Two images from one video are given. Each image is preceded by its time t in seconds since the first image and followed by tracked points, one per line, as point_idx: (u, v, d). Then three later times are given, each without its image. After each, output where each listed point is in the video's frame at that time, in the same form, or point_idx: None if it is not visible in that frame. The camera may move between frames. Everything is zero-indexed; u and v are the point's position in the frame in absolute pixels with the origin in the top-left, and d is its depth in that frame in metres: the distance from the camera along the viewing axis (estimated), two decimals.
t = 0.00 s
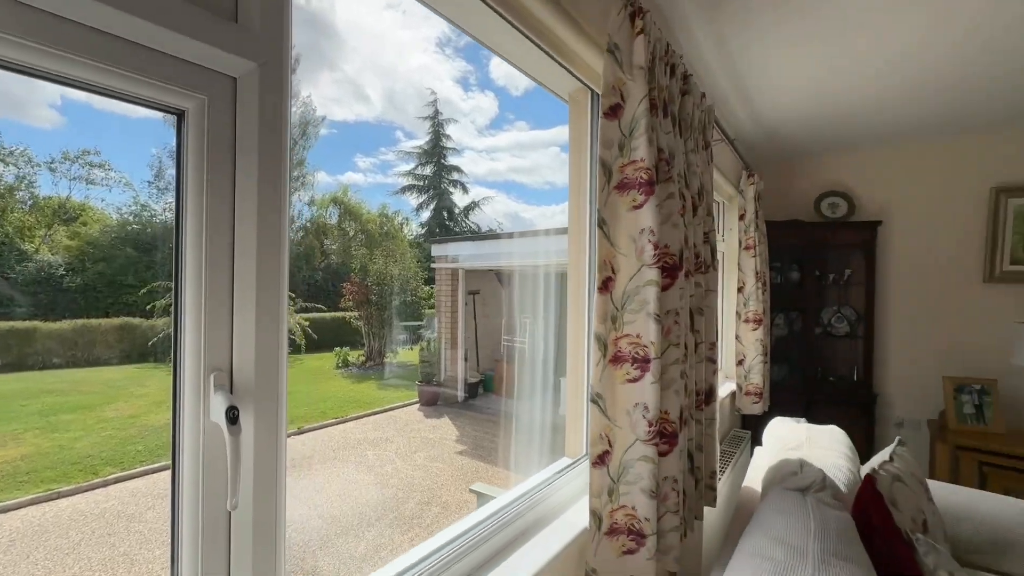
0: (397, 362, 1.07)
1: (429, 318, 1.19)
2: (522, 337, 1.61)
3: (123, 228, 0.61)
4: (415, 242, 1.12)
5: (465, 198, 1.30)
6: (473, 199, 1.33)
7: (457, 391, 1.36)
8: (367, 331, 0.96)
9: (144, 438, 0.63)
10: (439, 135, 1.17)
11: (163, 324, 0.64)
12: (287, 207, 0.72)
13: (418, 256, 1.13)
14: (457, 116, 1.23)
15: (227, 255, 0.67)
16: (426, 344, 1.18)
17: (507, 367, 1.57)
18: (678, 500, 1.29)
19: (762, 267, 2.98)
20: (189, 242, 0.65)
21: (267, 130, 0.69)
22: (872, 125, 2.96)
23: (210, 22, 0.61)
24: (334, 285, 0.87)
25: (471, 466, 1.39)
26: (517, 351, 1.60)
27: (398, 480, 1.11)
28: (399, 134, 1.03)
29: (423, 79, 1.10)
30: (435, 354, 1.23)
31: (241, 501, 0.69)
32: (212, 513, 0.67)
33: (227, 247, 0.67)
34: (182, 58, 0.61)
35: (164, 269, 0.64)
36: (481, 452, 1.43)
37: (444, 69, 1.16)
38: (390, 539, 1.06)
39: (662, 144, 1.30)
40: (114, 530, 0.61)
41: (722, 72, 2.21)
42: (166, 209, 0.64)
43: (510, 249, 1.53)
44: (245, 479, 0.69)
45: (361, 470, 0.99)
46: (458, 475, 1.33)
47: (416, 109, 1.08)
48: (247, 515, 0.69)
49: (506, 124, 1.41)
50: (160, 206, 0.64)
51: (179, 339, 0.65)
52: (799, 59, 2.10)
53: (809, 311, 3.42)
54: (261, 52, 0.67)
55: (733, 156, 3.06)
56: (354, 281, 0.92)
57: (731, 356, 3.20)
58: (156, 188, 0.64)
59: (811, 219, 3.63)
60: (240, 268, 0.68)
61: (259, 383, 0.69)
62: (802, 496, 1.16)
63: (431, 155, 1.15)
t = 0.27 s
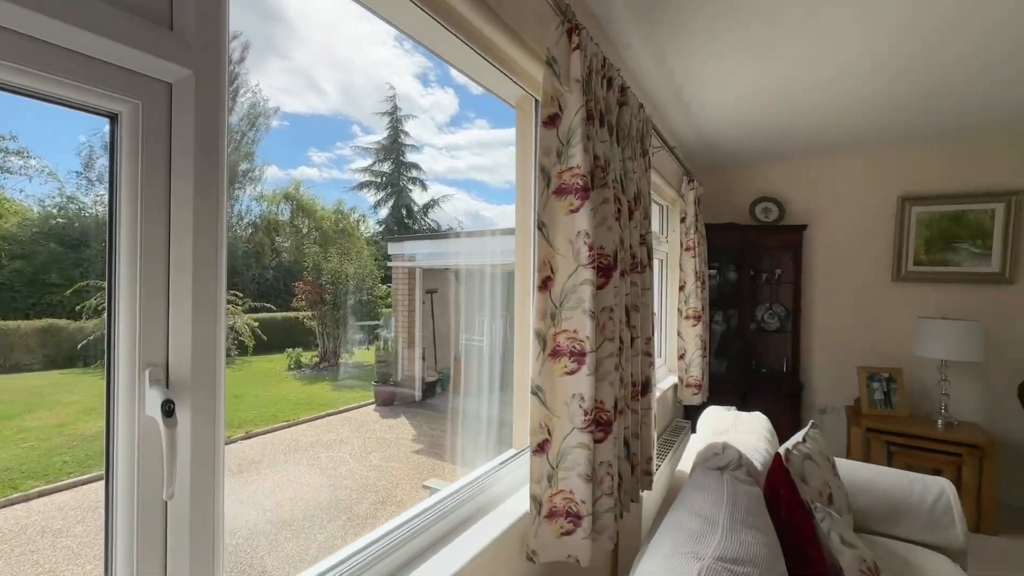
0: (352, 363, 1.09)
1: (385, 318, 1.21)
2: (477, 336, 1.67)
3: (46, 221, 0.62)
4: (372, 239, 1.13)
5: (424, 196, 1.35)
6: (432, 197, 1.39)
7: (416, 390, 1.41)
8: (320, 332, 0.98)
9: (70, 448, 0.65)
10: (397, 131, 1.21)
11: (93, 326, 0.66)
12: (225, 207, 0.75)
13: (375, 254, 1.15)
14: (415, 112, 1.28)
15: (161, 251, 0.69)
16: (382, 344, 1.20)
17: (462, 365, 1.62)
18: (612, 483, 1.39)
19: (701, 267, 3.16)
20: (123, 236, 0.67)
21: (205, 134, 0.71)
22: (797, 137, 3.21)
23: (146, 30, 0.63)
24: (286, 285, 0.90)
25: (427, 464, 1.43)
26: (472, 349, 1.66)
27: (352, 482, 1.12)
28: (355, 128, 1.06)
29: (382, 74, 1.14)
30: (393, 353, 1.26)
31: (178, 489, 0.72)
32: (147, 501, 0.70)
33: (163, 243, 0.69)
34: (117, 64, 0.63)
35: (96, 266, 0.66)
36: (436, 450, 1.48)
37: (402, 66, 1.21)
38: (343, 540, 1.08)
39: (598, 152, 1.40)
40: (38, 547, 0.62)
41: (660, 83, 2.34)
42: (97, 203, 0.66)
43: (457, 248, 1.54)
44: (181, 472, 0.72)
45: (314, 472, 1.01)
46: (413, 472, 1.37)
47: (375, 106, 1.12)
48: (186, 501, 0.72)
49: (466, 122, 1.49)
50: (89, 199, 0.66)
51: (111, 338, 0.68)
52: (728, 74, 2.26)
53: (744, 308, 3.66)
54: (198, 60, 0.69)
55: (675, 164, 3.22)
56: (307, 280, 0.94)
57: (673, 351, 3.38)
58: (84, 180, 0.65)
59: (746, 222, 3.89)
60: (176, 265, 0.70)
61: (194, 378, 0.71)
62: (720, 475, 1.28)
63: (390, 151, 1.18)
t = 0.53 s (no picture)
0: (301, 364, 1.08)
1: (338, 318, 1.19)
2: (434, 335, 1.66)
3: None
4: (323, 236, 1.13)
5: (379, 192, 1.34)
6: (387, 194, 1.38)
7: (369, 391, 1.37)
8: (266, 333, 0.98)
9: None
10: (351, 126, 1.21)
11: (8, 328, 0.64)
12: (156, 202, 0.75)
13: (327, 251, 1.14)
14: (370, 107, 1.28)
15: (86, 246, 0.69)
16: (334, 344, 1.19)
17: (418, 365, 1.59)
18: (555, 471, 1.46)
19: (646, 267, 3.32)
20: (45, 232, 0.66)
21: (134, 129, 0.71)
22: (731, 146, 3.43)
23: (68, 23, 0.63)
24: (230, 284, 0.90)
25: (380, 463, 1.40)
26: (428, 347, 1.64)
27: (300, 486, 1.11)
28: (304, 121, 1.06)
29: (334, 66, 1.15)
30: (344, 353, 1.23)
31: (106, 487, 0.71)
32: (72, 498, 0.69)
33: (89, 238, 0.69)
34: (37, 56, 0.63)
35: (15, 263, 0.64)
36: (390, 448, 1.45)
37: (355, 59, 1.22)
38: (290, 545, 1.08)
39: (541, 156, 1.47)
40: None
41: (605, 90, 2.44)
42: (13, 196, 0.64)
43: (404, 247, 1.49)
44: (110, 465, 0.71)
45: (261, 477, 1.01)
46: (366, 473, 1.33)
47: (327, 99, 1.13)
48: (115, 495, 0.72)
49: (423, 117, 1.51)
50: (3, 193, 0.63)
51: (32, 338, 0.66)
52: (667, 85, 2.40)
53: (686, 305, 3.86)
54: (124, 53, 0.69)
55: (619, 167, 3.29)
56: (252, 278, 0.94)
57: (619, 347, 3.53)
58: None
59: (688, 224, 4.10)
60: (104, 260, 0.70)
61: (124, 372, 0.71)
62: (653, 459, 1.37)
63: (342, 145, 1.18)
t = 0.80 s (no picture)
0: (236, 367, 1.05)
1: (277, 318, 1.17)
2: (383, 335, 1.64)
3: None
4: (261, 233, 1.11)
5: (324, 187, 1.32)
6: (333, 188, 1.36)
7: (312, 391, 1.34)
8: (196, 336, 0.95)
9: None
10: (293, 116, 1.19)
11: None
12: (65, 189, 0.71)
13: (266, 247, 1.12)
14: (314, 97, 1.26)
15: None
16: (273, 344, 1.16)
17: (363, 367, 1.55)
18: (498, 464, 1.50)
19: (589, 265, 3.43)
20: None
21: (40, 112, 0.67)
22: (668, 152, 3.62)
23: None
24: (152, 282, 0.86)
25: (322, 469, 1.37)
26: (378, 349, 1.62)
27: (237, 495, 1.08)
28: (240, 109, 1.04)
29: (273, 54, 1.13)
30: (287, 353, 1.22)
31: (7, 497, 0.66)
32: None
33: None
34: None
35: None
36: (333, 452, 1.42)
37: (297, 49, 1.20)
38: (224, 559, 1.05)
39: (484, 157, 1.50)
40: None
41: (549, 92, 2.50)
42: None
43: (344, 245, 1.44)
44: (13, 477, 0.66)
45: (192, 488, 0.97)
46: (307, 478, 1.31)
47: (265, 89, 1.11)
48: (18, 503, 0.67)
49: (369, 111, 1.50)
50: None
51: None
52: (607, 91, 2.50)
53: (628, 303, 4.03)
54: (30, 34, 0.65)
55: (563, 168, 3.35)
56: (179, 275, 0.91)
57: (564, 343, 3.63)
58: None
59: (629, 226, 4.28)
60: (5, 251, 0.65)
61: (28, 372, 0.67)
62: (590, 448, 1.44)
63: (283, 136, 1.16)
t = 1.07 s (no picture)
0: (154, 374, 0.96)
1: (202, 319, 1.10)
2: (324, 336, 1.60)
3: None
4: (184, 227, 1.03)
5: (257, 179, 1.26)
6: (267, 181, 1.30)
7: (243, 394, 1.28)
8: (106, 339, 0.86)
9: None
10: (221, 102, 1.11)
11: None
12: None
13: (188, 243, 1.05)
14: (244, 84, 1.20)
15: None
16: (197, 347, 1.09)
17: (301, 369, 1.50)
18: (442, 463, 1.51)
19: (534, 265, 3.49)
20: None
21: None
22: (609, 156, 3.77)
23: None
24: (53, 280, 0.76)
25: (254, 479, 1.30)
26: (318, 351, 1.57)
27: (157, 511, 1.01)
28: (159, 91, 0.96)
29: (199, 34, 1.05)
30: (214, 358, 1.14)
31: None
32: None
33: None
34: None
35: None
36: (267, 461, 1.36)
37: (224, 32, 1.13)
38: None
39: (428, 157, 1.50)
40: None
41: (494, 94, 2.52)
42: None
43: (282, 242, 1.39)
44: None
45: (105, 506, 0.89)
46: (239, 489, 1.24)
47: (190, 71, 1.03)
48: None
49: (307, 101, 1.46)
50: None
51: None
52: (549, 95, 2.56)
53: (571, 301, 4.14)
54: None
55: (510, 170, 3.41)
56: (85, 272, 0.82)
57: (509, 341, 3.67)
58: None
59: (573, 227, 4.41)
60: None
61: None
62: (533, 443, 1.48)
63: (210, 123, 1.09)
